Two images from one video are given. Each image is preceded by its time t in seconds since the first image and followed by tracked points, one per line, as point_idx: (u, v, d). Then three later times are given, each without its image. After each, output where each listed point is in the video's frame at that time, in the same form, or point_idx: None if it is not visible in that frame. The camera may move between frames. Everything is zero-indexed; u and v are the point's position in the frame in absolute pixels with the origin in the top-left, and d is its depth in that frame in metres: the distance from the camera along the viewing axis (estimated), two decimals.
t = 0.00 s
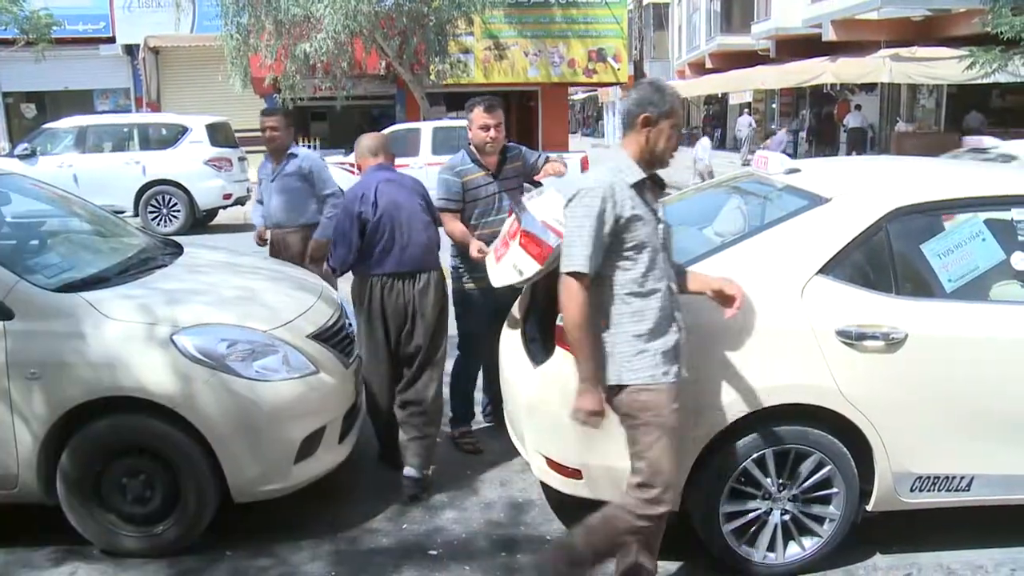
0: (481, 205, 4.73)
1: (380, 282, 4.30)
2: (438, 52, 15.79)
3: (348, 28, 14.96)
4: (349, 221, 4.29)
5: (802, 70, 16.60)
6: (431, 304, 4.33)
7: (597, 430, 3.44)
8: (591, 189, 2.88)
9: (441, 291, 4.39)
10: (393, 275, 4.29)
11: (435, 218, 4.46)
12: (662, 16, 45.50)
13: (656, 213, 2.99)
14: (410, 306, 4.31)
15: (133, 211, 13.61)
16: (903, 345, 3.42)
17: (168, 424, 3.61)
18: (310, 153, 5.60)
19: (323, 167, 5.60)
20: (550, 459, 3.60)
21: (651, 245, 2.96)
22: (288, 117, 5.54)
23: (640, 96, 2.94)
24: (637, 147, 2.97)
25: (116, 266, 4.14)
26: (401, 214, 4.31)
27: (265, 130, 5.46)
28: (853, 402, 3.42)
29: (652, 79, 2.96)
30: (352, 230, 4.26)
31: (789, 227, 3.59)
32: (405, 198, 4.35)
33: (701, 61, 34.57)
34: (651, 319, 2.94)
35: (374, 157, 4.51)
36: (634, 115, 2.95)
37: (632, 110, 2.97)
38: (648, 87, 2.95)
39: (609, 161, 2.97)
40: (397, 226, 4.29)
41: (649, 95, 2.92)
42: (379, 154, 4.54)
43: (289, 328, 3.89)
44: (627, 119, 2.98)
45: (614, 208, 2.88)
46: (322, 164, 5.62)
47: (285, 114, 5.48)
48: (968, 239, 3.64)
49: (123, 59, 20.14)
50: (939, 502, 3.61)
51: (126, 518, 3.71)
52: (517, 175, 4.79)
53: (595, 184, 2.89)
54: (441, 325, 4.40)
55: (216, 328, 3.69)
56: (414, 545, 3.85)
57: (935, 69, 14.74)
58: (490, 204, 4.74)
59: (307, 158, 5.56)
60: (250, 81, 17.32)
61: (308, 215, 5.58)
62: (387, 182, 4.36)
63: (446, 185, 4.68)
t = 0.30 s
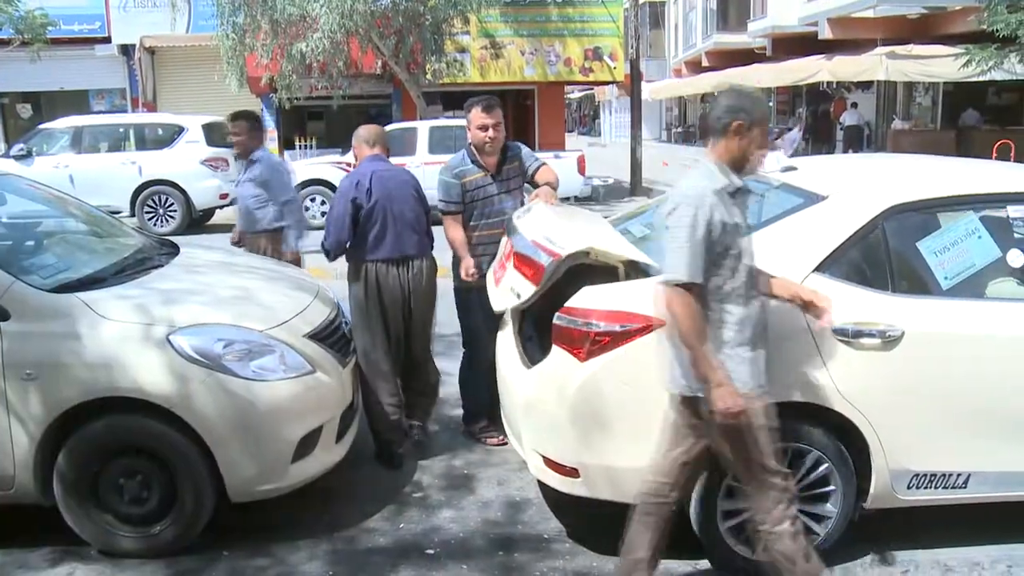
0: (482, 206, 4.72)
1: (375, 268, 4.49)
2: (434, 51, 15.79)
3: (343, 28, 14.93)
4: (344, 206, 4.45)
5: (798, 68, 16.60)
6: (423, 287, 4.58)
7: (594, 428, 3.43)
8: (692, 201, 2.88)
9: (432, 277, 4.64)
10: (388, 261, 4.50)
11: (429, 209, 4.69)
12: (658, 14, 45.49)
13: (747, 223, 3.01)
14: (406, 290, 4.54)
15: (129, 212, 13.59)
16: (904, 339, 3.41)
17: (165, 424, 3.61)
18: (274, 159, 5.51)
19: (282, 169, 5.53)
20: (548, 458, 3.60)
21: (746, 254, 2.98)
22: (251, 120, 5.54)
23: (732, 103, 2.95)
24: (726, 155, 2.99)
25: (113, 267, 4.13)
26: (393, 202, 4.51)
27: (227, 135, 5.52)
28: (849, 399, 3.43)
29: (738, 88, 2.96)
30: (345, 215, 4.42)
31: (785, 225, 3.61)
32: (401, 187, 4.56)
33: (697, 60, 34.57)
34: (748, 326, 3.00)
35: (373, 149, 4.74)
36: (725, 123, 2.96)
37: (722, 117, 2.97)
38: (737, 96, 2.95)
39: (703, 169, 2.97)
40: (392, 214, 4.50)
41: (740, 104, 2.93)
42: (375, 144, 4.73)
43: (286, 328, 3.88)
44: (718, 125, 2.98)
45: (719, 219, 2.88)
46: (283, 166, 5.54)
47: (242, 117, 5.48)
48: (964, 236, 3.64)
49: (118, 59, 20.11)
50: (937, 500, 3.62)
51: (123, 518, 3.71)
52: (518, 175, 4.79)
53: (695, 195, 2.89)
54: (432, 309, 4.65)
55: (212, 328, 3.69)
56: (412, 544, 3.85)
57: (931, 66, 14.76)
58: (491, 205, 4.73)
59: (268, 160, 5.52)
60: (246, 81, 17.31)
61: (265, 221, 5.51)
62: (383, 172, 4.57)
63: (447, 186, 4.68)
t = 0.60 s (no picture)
0: (479, 210, 4.73)
1: (377, 263, 4.61)
2: (431, 49, 15.80)
3: (340, 27, 14.91)
4: (352, 202, 4.55)
5: (796, 65, 16.60)
6: (419, 284, 4.74)
7: (591, 427, 3.43)
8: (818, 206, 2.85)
9: (428, 274, 4.79)
10: (390, 257, 4.61)
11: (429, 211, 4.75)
12: (656, 13, 45.48)
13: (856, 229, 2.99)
14: (404, 286, 4.69)
15: (126, 210, 13.57)
16: (903, 335, 3.43)
17: (161, 423, 3.61)
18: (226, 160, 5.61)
19: (226, 173, 5.57)
20: (544, 457, 3.60)
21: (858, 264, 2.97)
22: (214, 120, 5.64)
23: (835, 105, 2.94)
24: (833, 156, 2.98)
25: (109, 265, 4.13)
26: (399, 201, 4.62)
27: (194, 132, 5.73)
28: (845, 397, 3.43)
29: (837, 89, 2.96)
30: (353, 210, 4.52)
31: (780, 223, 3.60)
32: (406, 187, 4.66)
33: (694, 58, 34.58)
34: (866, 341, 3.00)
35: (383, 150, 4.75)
36: (835, 121, 2.94)
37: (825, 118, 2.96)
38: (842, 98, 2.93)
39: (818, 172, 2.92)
40: (399, 212, 4.61)
41: (849, 102, 2.94)
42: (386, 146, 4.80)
43: (282, 327, 3.87)
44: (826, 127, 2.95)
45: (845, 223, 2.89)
46: (231, 171, 5.59)
47: (202, 118, 5.62)
48: (960, 234, 3.65)
49: (115, 58, 20.07)
50: (934, 498, 3.61)
51: (120, 517, 3.71)
52: (515, 178, 4.79)
53: (821, 202, 2.85)
54: (428, 304, 4.85)
55: (209, 326, 3.70)
56: (408, 543, 3.84)
57: (928, 65, 14.79)
58: (487, 210, 4.73)
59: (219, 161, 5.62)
60: (242, 79, 17.29)
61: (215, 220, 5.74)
62: (392, 171, 4.66)
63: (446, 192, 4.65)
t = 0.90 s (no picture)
0: (478, 223, 4.70)
1: (382, 248, 4.93)
2: (429, 50, 15.79)
3: (338, 27, 14.89)
4: (359, 190, 4.92)
5: (794, 66, 16.59)
6: (423, 269, 4.97)
7: (588, 427, 3.43)
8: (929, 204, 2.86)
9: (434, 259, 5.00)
10: (392, 243, 4.91)
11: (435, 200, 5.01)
12: (653, 13, 45.44)
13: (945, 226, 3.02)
14: (406, 271, 4.94)
15: (123, 211, 13.55)
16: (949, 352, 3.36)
17: (158, 424, 3.61)
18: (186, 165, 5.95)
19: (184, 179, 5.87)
20: (541, 458, 3.60)
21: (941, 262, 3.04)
22: (174, 126, 5.93)
23: (938, 104, 2.95)
24: (930, 154, 3.00)
25: (107, 266, 4.12)
26: (402, 190, 4.91)
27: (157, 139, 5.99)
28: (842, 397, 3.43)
29: (936, 87, 2.96)
30: (359, 197, 4.88)
31: (776, 224, 3.60)
32: (410, 177, 4.94)
33: (692, 58, 34.58)
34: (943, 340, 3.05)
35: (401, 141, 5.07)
36: (939, 121, 2.95)
37: (924, 115, 2.97)
38: (935, 98, 2.95)
39: (919, 172, 2.93)
40: (399, 201, 4.89)
41: (950, 102, 2.95)
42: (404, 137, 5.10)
43: (279, 328, 3.87)
44: (928, 127, 2.96)
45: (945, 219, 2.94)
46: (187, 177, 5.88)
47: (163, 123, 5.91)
48: (960, 234, 3.64)
49: (112, 58, 20.04)
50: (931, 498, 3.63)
51: (117, 518, 3.70)
52: (512, 189, 4.80)
53: (933, 198, 2.86)
54: (434, 288, 5.06)
55: (205, 327, 3.69)
56: (406, 544, 3.84)
57: (925, 65, 14.82)
58: (484, 223, 4.71)
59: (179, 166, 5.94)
60: (240, 79, 17.26)
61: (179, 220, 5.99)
62: (399, 162, 4.96)
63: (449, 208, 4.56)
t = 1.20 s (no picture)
0: (476, 227, 4.69)
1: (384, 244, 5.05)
2: (427, 51, 15.80)
3: (336, 28, 14.89)
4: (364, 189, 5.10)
5: (792, 67, 16.59)
6: (418, 264, 5.01)
7: (586, 428, 3.43)
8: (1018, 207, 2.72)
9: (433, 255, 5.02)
10: (391, 240, 5.02)
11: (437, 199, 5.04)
12: (652, 14, 45.48)
13: None
14: (400, 266, 5.02)
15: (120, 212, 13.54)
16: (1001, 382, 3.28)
17: (156, 424, 3.60)
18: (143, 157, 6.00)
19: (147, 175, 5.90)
20: (539, 460, 3.60)
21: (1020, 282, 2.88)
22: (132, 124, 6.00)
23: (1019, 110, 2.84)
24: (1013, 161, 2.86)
25: (104, 266, 4.12)
26: (401, 189, 5.01)
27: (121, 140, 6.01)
28: (839, 398, 3.44)
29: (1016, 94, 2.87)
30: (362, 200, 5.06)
31: (774, 226, 3.61)
32: (413, 177, 5.01)
33: (690, 59, 34.61)
34: None
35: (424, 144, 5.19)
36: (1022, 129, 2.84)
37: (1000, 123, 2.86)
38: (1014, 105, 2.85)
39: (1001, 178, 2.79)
40: (398, 199, 4.99)
41: None
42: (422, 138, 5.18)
43: (277, 328, 3.87)
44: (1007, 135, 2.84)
45: None
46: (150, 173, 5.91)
47: (125, 121, 5.94)
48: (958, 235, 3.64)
49: (109, 58, 20.02)
50: (926, 499, 3.63)
51: (114, 519, 3.70)
52: (511, 193, 4.78)
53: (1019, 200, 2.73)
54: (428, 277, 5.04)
55: (203, 327, 3.69)
56: (403, 544, 3.84)
57: (923, 66, 14.82)
58: (482, 227, 4.69)
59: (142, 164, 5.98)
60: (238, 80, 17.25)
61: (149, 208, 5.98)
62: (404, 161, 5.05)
63: (448, 212, 4.55)
